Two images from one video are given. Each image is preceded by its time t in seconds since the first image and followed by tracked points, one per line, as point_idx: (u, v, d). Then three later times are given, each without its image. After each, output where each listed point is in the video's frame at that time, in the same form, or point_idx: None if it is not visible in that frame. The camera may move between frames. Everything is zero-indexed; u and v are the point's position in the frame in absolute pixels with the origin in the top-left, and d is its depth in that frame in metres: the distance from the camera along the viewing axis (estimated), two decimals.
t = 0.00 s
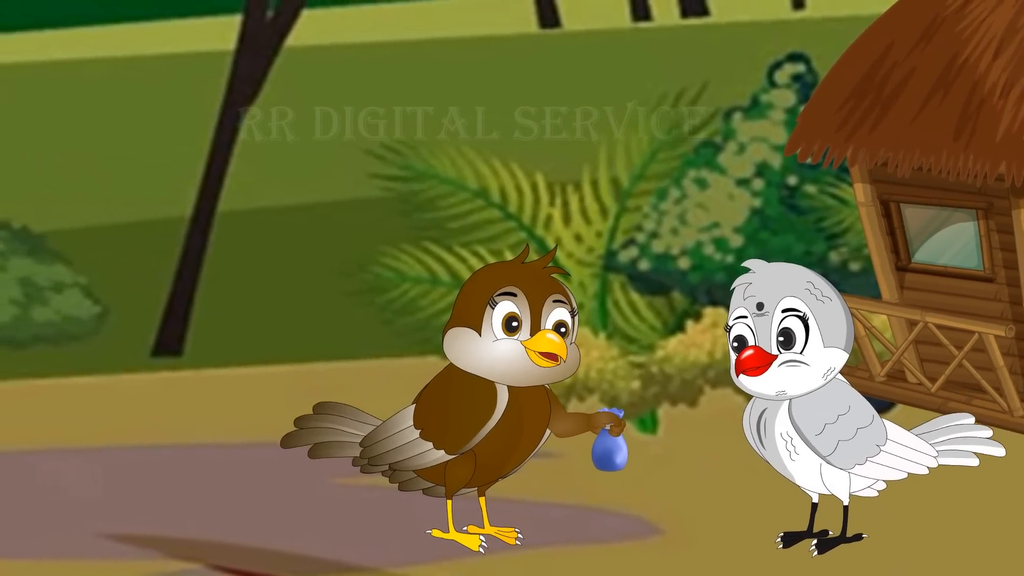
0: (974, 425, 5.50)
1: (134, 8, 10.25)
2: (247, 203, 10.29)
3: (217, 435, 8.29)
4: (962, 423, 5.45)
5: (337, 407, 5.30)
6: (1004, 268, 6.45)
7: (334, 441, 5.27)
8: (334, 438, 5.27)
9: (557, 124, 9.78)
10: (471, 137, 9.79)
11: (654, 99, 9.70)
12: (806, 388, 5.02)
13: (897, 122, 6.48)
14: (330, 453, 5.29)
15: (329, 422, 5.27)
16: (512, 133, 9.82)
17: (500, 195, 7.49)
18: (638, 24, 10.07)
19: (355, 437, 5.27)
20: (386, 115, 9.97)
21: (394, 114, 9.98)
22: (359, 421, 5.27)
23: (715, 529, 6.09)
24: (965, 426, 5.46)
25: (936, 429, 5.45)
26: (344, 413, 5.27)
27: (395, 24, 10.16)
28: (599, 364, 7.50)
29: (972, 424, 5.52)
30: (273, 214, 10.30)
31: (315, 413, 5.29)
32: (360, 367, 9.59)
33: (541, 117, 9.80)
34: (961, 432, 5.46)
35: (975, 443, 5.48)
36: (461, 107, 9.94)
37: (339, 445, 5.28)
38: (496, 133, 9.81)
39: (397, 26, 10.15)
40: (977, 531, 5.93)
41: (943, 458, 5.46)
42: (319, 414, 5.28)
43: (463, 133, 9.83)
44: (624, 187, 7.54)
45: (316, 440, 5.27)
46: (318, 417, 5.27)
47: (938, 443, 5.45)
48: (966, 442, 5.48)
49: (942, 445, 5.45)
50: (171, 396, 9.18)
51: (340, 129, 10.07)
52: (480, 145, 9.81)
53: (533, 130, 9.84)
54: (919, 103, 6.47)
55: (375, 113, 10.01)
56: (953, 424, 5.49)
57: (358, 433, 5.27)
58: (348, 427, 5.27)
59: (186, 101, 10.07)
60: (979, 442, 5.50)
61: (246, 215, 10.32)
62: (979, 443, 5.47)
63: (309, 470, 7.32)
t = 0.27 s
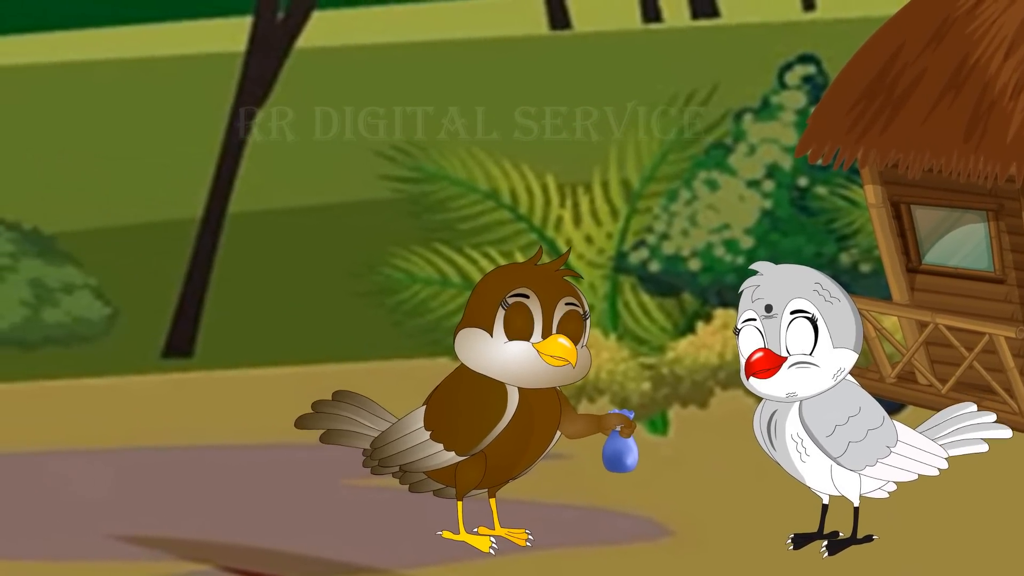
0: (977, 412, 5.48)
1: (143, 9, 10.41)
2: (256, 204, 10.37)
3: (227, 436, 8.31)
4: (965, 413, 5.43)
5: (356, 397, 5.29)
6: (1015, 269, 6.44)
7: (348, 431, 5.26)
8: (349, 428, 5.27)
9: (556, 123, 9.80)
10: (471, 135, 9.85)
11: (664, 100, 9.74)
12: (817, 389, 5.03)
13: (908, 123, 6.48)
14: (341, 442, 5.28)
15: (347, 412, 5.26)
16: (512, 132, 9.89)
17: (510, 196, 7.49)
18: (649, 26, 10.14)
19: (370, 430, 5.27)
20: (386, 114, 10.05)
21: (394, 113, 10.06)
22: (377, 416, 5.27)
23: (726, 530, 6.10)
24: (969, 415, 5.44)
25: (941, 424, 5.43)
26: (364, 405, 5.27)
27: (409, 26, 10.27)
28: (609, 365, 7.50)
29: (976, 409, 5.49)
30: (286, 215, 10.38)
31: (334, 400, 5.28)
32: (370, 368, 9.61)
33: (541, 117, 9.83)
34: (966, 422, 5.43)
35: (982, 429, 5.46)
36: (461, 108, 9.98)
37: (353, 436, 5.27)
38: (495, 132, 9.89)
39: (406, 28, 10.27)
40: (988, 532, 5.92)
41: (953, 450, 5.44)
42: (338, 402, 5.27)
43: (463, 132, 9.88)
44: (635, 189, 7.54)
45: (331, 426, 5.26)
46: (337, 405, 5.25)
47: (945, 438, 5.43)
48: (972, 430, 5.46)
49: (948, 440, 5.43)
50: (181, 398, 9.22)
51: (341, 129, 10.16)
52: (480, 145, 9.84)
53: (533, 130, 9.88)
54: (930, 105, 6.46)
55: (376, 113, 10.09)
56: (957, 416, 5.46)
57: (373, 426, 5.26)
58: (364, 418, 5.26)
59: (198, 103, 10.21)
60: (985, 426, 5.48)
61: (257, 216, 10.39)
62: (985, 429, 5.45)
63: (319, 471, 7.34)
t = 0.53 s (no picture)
0: (979, 399, 5.48)
1: (153, 10, 10.48)
2: (267, 206, 10.44)
3: (237, 438, 8.33)
4: (967, 402, 5.43)
5: (375, 387, 5.30)
6: None
7: (361, 420, 5.28)
8: (362, 417, 5.28)
9: (557, 123, 9.75)
10: (470, 134, 9.84)
11: (675, 101, 9.78)
12: (828, 391, 5.03)
13: (919, 125, 6.47)
14: (353, 429, 5.30)
15: (363, 401, 5.27)
16: (511, 132, 9.88)
17: (521, 198, 7.50)
18: (660, 28, 10.17)
19: (382, 421, 5.28)
20: (386, 114, 10.13)
21: (393, 113, 10.14)
22: (392, 410, 5.29)
23: (736, 531, 6.10)
24: (971, 404, 5.43)
25: (945, 417, 5.44)
26: (380, 397, 5.28)
27: (426, 24, 10.46)
28: (620, 367, 7.50)
29: (979, 396, 5.50)
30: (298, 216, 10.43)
31: (352, 387, 5.28)
32: (380, 369, 9.64)
33: (541, 117, 9.82)
34: (970, 411, 5.43)
35: (986, 416, 5.47)
36: (461, 108, 10.00)
37: (365, 425, 5.29)
38: (494, 131, 9.91)
39: (415, 30, 10.44)
40: (999, 534, 5.92)
41: (960, 440, 5.45)
42: (356, 389, 5.28)
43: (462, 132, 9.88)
44: (645, 190, 7.52)
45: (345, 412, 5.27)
46: (354, 392, 5.26)
47: (949, 432, 5.44)
48: (977, 418, 5.46)
49: (952, 432, 5.44)
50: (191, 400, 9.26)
51: (340, 129, 10.26)
52: (479, 143, 9.79)
53: (533, 130, 9.86)
54: (940, 106, 6.47)
55: (375, 113, 10.15)
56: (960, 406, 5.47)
57: (387, 419, 5.28)
58: (379, 410, 5.28)
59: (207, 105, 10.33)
60: (989, 412, 5.48)
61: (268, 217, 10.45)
62: (988, 415, 5.46)
63: (329, 473, 7.36)
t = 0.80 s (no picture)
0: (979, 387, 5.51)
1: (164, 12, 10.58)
2: (278, 207, 10.51)
3: (247, 439, 8.34)
4: (969, 392, 5.45)
5: (395, 379, 5.30)
6: None
7: (377, 410, 5.30)
8: (378, 407, 5.29)
9: (557, 123, 9.79)
10: (471, 136, 9.79)
11: (684, 102, 9.83)
12: (839, 393, 5.03)
13: (929, 126, 6.48)
14: (367, 416, 5.31)
15: (382, 391, 5.28)
16: (512, 133, 9.90)
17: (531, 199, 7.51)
18: (671, 29, 10.14)
19: (398, 415, 5.30)
20: (385, 114, 10.18)
21: (392, 114, 10.21)
22: (409, 406, 5.30)
23: (746, 533, 6.11)
24: (972, 393, 5.45)
25: (949, 411, 5.46)
26: (398, 390, 5.29)
27: (426, 29, 10.50)
28: (631, 368, 7.53)
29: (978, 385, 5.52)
30: (307, 218, 10.49)
31: (374, 375, 5.29)
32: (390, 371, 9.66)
33: (542, 117, 9.88)
34: (974, 401, 5.45)
35: (989, 403, 5.49)
36: (461, 108, 10.06)
37: (380, 415, 5.30)
38: (495, 132, 9.90)
39: (424, 32, 10.48)
40: (1011, 535, 5.92)
41: (969, 432, 5.47)
42: (376, 378, 5.28)
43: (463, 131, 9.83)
44: (656, 191, 7.55)
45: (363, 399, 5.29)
46: (374, 381, 5.27)
47: (956, 425, 5.45)
48: (981, 406, 5.48)
49: (959, 427, 5.46)
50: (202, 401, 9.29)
51: (341, 129, 10.29)
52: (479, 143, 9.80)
53: (533, 129, 9.92)
54: (951, 108, 6.47)
55: (374, 113, 10.22)
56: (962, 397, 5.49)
57: (402, 412, 5.30)
58: (395, 403, 5.29)
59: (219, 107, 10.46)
60: (991, 398, 5.50)
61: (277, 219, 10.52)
62: (991, 401, 5.48)
63: (339, 475, 7.37)
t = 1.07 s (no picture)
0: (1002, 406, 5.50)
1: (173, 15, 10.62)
2: (288, 208, 10.49)
3: (258, 441, 8.38)
4: (992, 410, 5.45)
5: (395, 395, 5.33)
6: None
7: (382, 428, 5.30)
8: (384, 425, 5.31)
9: (556, 123, 9.96)
10: (470, 135, 10.07)
11: (694, 104, 9.89)
12: (850, 395, 5.03)
13: (940, 128, 6.48)
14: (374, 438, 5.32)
15: (383, 409, 5.30)
16: (511, 132, 10.12)
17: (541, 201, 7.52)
18: (680, 30, 10.16)
19: (404, 429, 5.31)
20: (385, 114, 10.29)
21: (392, 114, 10.31)
22: (412, 416, 5.32)
23: (756, 534, 6.11)
24: (995, 412, 5.45)
25: (968, 424, 5.45)
26: (401, 405, 5.31)
27: (434, 31, 10.39)
28: (641, 370, 7.46)
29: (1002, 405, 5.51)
30: (318, 220, 10.51)
31: (371, 395, 5.31)
32: (400, 372, 9.70)
33: (541, 117, 10.06)
34: (994, 419, 5.45)
35: (1009, 424, 5.47)
36: (461, 108, 10.24)
37: (387, 433, 5.31)
38: (495, 132, 10.13)
39: (437, 33, 10.39)
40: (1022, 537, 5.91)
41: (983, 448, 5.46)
42: (376, 397, 5.31)
43: (463, 131, 10.10)
44: (666, 193, 7.56)
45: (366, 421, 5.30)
46: (374, 401, 5.29)
47: (973, 438, 5.45)
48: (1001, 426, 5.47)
49: (975, 439, 5.45)
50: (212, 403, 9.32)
51: (339, 129, 10.32)
52: (480, 143, 10.06)
53: (532, 129, 10.07)
54: (961, 110, 6.49)
55: (375, 113, 10.30)
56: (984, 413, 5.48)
57: (408, 426, 5.31)
58: (399, 418, 5.31)
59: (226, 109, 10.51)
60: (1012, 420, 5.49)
61: (288, 221, 10.50)
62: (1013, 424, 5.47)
63: (349, 476, 7.40)
